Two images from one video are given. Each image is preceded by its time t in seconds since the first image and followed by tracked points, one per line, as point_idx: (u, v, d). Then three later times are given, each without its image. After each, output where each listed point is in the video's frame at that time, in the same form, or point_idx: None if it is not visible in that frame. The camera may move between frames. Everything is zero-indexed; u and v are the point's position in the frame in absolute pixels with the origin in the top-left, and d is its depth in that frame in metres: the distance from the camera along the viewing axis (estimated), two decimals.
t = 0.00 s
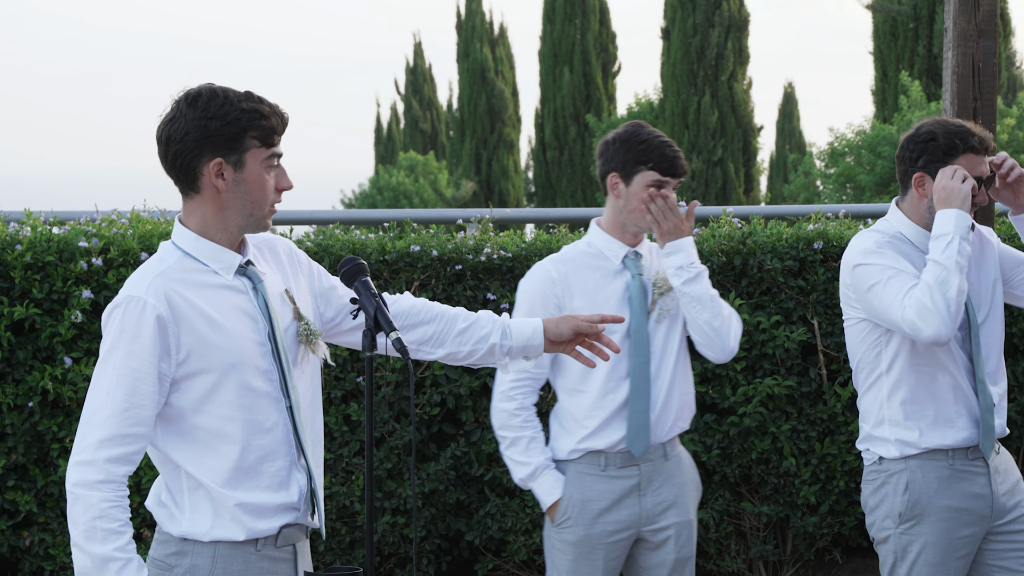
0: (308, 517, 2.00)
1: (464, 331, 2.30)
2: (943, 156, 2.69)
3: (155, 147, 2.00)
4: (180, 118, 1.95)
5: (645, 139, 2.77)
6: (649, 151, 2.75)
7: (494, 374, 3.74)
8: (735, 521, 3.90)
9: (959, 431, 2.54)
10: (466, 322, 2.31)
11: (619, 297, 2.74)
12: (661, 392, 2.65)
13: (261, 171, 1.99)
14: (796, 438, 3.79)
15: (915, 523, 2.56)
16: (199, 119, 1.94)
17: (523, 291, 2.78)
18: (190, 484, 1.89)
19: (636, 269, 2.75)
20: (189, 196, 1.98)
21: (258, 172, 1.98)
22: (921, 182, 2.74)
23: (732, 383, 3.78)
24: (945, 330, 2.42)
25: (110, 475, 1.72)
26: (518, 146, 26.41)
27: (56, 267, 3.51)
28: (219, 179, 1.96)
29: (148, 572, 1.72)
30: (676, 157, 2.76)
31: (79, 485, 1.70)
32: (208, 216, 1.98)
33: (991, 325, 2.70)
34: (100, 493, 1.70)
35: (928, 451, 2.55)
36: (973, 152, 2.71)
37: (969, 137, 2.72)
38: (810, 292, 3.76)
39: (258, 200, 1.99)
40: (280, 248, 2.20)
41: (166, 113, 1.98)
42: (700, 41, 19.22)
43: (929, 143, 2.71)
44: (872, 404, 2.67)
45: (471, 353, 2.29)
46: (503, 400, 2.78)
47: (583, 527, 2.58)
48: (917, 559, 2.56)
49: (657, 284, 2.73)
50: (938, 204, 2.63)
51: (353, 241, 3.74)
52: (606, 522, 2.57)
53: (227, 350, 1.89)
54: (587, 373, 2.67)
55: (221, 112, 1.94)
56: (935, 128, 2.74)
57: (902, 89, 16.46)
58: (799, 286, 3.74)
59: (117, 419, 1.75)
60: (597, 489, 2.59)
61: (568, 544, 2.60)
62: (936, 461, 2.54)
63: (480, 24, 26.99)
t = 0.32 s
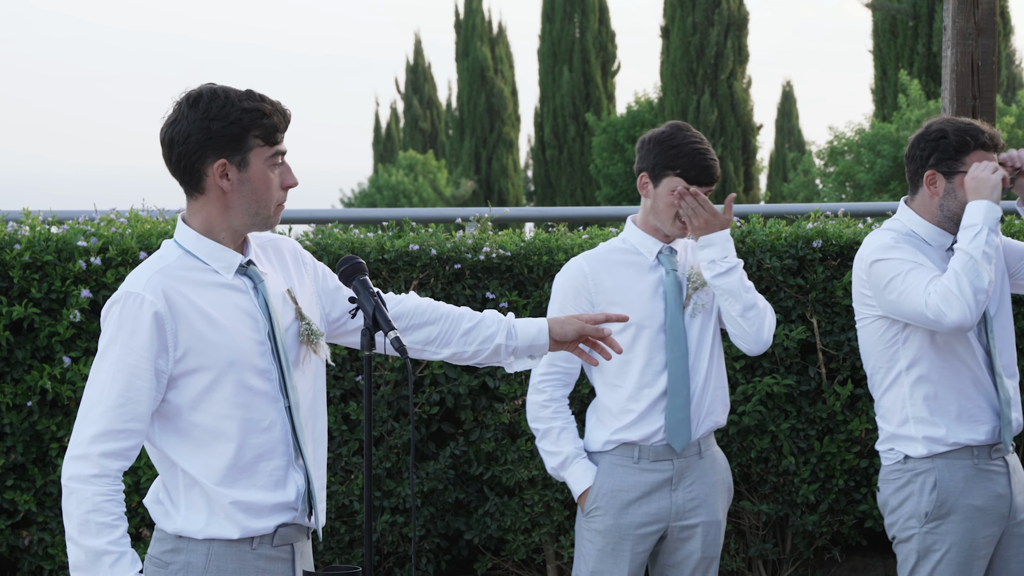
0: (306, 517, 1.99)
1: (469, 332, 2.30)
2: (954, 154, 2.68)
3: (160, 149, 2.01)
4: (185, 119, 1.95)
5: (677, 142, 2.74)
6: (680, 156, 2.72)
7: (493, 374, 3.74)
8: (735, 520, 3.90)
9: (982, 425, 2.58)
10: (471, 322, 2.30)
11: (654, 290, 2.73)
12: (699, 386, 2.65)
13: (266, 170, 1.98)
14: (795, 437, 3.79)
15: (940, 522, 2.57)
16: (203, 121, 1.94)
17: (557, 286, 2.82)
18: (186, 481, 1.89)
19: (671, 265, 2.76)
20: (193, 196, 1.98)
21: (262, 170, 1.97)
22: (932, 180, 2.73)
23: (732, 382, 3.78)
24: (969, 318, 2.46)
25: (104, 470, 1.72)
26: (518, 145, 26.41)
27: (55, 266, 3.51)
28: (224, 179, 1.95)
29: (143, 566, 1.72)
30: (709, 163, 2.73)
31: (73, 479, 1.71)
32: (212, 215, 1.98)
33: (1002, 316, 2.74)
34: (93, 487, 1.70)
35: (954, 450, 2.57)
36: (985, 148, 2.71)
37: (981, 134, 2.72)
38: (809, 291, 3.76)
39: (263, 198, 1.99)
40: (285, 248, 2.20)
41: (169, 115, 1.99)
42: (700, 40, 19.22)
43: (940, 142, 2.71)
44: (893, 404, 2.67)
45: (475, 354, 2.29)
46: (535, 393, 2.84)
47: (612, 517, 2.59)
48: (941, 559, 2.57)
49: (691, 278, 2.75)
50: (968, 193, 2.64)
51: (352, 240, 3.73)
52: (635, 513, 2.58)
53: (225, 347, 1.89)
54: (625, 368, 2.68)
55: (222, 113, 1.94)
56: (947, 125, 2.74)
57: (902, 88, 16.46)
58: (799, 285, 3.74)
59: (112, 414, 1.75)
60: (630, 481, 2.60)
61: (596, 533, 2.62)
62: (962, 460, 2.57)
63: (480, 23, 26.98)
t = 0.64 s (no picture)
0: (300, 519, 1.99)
1: (472, 335, 2.30)
2: (977, 158, 2.72)
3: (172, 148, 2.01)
4: (196, 117, 1.94)
5: (691, 146, 2.73)
6: (693, 161, 2.70)
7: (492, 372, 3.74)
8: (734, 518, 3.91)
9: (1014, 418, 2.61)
10: (474, 327, 2.31)
11: (671, 292, 2.73)
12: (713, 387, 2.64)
13: (280, 168, 1.98)
14: (794, 435, 3.79)
15: (967, 517, 2.58)
16: (214, 120, 1.93)
17: (572, 284, 2.84)
18: (182, 477, 1.89)
19: (688, 267, 2.75)
20: (206, 194, 1.98)
21: (276, 169, 1.97)
22: (949, 180, 2.76)
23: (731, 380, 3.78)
24: (988, 263, 2.51)
25: (102, 461, 1.72)
26: (518, 144, 26.40)
27: (54, 265, 3.51)
28: (237, 179, 1.95)
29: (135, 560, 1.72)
30: (724, 167, 2.70)
31: (71, 468, 1.71)
32: (225, 213, 1.98)
33: (1023, 306, 2.76)
34: (91, 478, 1.70)
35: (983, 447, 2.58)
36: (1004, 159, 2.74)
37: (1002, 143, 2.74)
38: (808, 290, 3.76)
39: (277, 195, 1.99)
40: (292, 247, 2.19)
41: (181, 112, 1.97)
42: (699, 38, 19.22)
43: (963, 145, 2.73)
44: (920, 397, 2.70)
45: (475, 361, 2.28)
46: (547, 390, 2.86)
47: (621, 511, 2.60)
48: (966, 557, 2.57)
49: (708, 281, 2.74)
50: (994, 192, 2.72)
51: (351, 239, 3.73)
52: (644, 507, 2.58)
53: (230, 346, 1.89)
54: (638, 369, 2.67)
55: (236, 112, 1.93)
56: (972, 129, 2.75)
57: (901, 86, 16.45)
58: (798, 283, 3.74)
59: (114, 406, 1.75)
60: (640, 476, 2.60)
61: (605, 527, 2.63)
62: (990, 455, 2.58)
63: (479, 21, 26.97)
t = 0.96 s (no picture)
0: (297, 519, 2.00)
1: (466, 336, 2.30)
2: (1013, 167, 2.76)
3: (179, 144, 1.99)
4: (213, 116, 1.93)
5: (685, 146, 2.75)
6: (687, 160, 2.72)
7: (490, 374, 3.74)
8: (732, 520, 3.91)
9: None
10: (467, 327, 2.30)
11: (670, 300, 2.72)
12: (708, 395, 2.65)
13: (287, 177, 1.99)
14: (792, 437, 3.79)
15: (975, 509, 2.59)
16: (231, 120, 1.92)
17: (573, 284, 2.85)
18: (182, 480, 1.89)
19: (688, 274, 2.75)
20: (207, 193, 1.96)
21: (282, 178, 1.98)
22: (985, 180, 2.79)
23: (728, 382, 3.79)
24: (988, 246, 2.55)
25: (110, 465, 1.71)
26: (516, 145, 26.41)
27: (52, 266, 3.51)
28: (244, 181, 1.95)
29: (145, 563, 1.71)
30: (719, 166, 2.71)
31: (77, 473, 1.69)
32: (224, 214, 1.97)
33: None
34: (99, 482, 1.69)
35: (987, 441, 2.59)
36: None
37: None
38: (806, 291, 3.76)
39: (279, 205, 1.99)
40: (283, 248, 2.19)
41: (196, 109, 1.96)
42: (698, 40, 19.22)
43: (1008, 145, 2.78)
44: (933, 389, 2.71)
45: (469, 359, 2.29)
46: (547, 391, 2.86)
47: (616, 512, 2.60)
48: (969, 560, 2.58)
49: (713, 294, 2.73)
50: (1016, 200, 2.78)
51: (350, 240, 3.73)
52: (639, 507, 2.58)
53: (231, 348, 1.89)
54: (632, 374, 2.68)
55: (254, 116, 1.94)
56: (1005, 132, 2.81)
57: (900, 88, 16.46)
58: (796, 284, 3.74)
59: (119, 409, 1.74)
60: (632, 477, 2.60)
61: (602, 528, 2.62)
62: (998, 450, 2.58)
63: (478, 22, 26.96)
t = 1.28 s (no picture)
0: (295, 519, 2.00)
1: (467, 333, 2.30)
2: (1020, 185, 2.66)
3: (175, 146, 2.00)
4: (208, 116, 1.94)
5: (670, 142, 2.76)
6: (672, 155, 2.73)
7: (489, 376, 3.74)
8: (731, 523, 3.91)
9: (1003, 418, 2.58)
10: (467, 325, 2.30)
11: (667, 304, 2.73)
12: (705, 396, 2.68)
13: (284, 175, 1.99)
14: (792, 440, 3.80)
15: (939, 502, 2.64)
16: (226, 120, 1.93)
17: (567, 289, 2.83)
18: (181, 481, 1.89)
19: (684, 278, 2.75)
20: (206, 194, 1.96)
21: (279, 176, 1.98)
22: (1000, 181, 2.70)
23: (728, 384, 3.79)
24: (957, 268, 2.54)
25: (110, 467, 1.71)
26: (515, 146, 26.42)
27: (52, 266, 3.50)
28: (242, 180, 1.95)
29: (149, 563, 1.71)
30: (705, 159, 2.71)
31: (78, 476, 1.69)
32: (223, 214, 1.97)
33: None
34: (99, 484, 1.68)
35: (957, 434, 2.62)
36: None
37: None
38: (806, 294, 3.76)
39: (277, 204, 1.99)
40: (281, 248, 2.19)
41: (191, 111, 1.96)
42: (697, 42, 19.23)
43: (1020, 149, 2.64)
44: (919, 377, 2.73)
45: (469, 357, 2.29)
46: (542, 398, 2.87)
47: (622, 519, 2.59)
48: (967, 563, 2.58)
49: (711, 297, 2.75)
50: None
51: (349, 241, 3.73)
52: (645, 513, 2.58)
53: (229, 350, 1.89)
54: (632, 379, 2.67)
55: (249, 114, 1.94)
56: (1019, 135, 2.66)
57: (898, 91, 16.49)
58: (795, 287, 3.74)
59: (118, 412, 1.74)
60: (637, 483, 2.60)
61: (608, 535, 2.62)
62: (965, 445, 2.60)
63: (477, 24, 26.96)
